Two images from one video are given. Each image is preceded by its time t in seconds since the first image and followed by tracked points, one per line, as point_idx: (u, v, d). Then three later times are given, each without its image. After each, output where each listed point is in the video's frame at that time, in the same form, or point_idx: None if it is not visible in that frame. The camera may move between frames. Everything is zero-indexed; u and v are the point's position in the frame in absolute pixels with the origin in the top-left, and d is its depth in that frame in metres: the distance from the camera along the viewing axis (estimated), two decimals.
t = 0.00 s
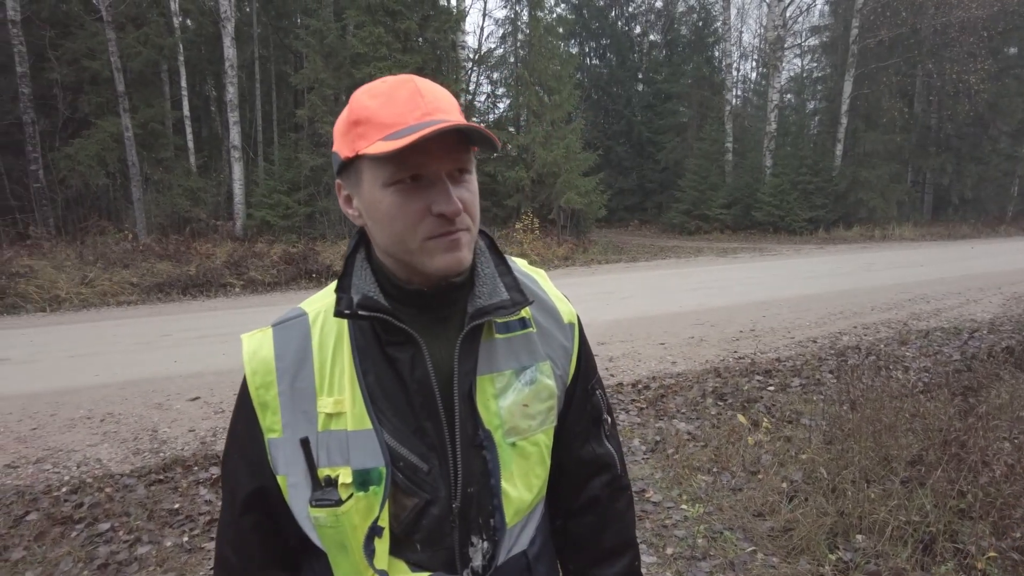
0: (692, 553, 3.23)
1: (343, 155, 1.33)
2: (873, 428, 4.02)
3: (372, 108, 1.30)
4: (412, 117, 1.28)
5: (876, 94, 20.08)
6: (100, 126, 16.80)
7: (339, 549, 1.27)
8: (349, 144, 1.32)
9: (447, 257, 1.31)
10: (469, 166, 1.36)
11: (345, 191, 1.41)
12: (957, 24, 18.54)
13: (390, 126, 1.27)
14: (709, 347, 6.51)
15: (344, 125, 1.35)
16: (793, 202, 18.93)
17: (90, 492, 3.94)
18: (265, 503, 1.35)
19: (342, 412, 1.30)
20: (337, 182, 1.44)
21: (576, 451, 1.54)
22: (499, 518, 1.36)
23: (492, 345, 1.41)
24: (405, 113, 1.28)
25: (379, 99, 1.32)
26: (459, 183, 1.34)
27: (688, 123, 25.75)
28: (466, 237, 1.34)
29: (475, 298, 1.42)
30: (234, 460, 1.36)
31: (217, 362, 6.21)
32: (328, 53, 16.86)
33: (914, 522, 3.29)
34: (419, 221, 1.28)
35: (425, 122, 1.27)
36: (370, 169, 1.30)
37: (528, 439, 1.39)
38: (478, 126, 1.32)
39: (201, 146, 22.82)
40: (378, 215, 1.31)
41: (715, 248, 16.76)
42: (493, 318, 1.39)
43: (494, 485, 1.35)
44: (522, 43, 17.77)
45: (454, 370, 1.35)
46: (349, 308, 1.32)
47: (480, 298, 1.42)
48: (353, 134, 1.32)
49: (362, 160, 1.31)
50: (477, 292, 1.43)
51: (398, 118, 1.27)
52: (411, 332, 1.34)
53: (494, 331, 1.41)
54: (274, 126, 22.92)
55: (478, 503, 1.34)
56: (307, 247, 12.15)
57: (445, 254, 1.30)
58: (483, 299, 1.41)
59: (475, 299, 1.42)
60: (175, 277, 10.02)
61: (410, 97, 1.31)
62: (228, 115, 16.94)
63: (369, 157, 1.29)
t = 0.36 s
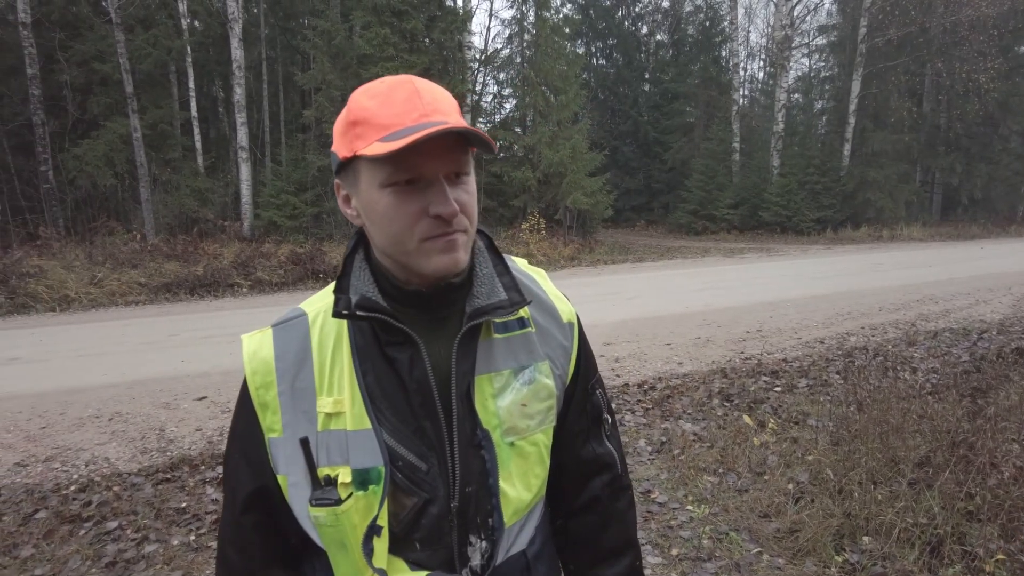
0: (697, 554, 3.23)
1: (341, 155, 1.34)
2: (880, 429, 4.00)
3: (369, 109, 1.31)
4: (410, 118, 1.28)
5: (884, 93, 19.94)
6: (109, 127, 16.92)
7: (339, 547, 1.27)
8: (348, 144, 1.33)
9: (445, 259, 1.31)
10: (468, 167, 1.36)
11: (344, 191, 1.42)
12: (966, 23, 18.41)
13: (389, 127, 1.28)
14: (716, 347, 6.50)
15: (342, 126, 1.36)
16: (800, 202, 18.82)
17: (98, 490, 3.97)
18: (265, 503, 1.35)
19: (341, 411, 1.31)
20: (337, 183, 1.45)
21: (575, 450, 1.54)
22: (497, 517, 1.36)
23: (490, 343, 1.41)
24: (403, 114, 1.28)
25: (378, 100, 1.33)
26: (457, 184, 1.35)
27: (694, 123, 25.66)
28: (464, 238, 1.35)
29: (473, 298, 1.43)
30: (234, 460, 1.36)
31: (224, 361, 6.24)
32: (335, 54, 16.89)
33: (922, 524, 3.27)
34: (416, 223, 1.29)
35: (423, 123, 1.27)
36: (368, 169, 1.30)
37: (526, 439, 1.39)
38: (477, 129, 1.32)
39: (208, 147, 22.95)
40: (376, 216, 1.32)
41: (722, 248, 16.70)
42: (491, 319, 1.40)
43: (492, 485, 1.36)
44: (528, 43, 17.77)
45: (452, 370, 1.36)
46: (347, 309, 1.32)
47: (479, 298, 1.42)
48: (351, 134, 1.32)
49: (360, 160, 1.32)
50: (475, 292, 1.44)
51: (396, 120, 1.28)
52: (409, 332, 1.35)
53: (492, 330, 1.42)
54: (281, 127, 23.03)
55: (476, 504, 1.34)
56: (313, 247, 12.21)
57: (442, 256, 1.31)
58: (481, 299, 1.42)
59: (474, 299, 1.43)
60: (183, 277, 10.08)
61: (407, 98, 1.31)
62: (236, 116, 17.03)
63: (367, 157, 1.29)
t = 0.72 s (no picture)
0: (704, 556, 3.22)
1: (327, 167, 1.35)
2: (888, 431, 3.97)
3: (353, 121, 1.32)
4: (394, 131, 1.29)
5: (893, 93, 19.81)
6: (118, 128, 17.05)
7: (344, 542, 1.30)
8: (333, 156, 1.34)
9: (429, 267, 1.33)
10: (452, 172, 1.36)
11: (330, 200, 1.43)
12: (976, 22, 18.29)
13: (373, 141, 1.29)
14: (723, 348, 6.48)
15: (327, 138, 1.37)
16: (808, 203, 18.72)
17: (108, 490, 3.99)
18: (268, 504, 1.37)
19: (337, 412, 1.32)
20: (322, 192, 1.46)
21: (567, 434, 1.54)
22: (495, 503, 1.37)
23: (478, 338, 1.42)
24: (387, 127, 1.29)
25: (361, 112, 1.34)
26: (441, 192, 1.36)
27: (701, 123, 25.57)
28: (450, 243, 1.36)
29: (459, 294, 1.43)
30: (235, 466, 1.38)
31: (232, 361, 6.28)
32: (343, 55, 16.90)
33: (931, 527, 3.25)
34: (402, 232, 1.30)
35: (407, 136, 1.28)
36: (354, 181, 1.31)
37: (518, 428, 1.40)
38: (459, 141, 1.33)
39: (216, 148, 23.05)
40: (362, 227, 1.33)
41: (728, 248, 16.66)
42: (477, 314, 1.40)
43: (488, 472, 1.36)
44: (535, 44, 17.78)
45: (442, 366, 1.37)
46: (332, 314, 1.34)
47: (465, 294, 1.43)
48: (336, 146, 1.33)
49: (346, 172, 1.32)
50: (461, 287, 1.44)
51: (380, 133, 1.29)
52: (397, 333, 1.36)
53: (479, 324, 1.43)
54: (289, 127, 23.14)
55: (474, 491, 1.35)
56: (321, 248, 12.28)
57: (427, 264, 1.33)
58: (467, 294, 1.43)
59: (460, 295, 1.43)
60: (191, 277, 10.14)
61: (391, 109, 1.33)
62: (244, 117, 17.10)
63: (353, 170, 1.31)
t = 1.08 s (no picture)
0: (712, 558, 3.20)
1: (342, 162, 1.37)
2: (899, 433, 3.93)
3: (366, 118, 1.35)
4: (405, 124, 1.33)
5: (903, 92, 19.67)
6: (128, 129, 17.17)
7: (361, 518, 1.29)
8: (348, 151, 1.37)
9: (442, 250, 1.35)
10: (456, 165, 1.40)
11: (343, 196, 1.45)
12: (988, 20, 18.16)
13: (387, 134, 1.32)
14: (732, 349, 6.44)
15: (340, 136, 1.39)
16: (817, 203, 18.60)
17: (117, 488, 4.01)
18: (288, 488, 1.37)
19: (352, 393, 1.33)
20: (334, 189, 1.48)
21: (568, 415, 1.54)
22: (507, 475, 1.36)
23: (483, 322, 1.43)
24: (398, 121, 1.34)
25: (372, 111, 1.38)
26: (449, 182, 1.39)
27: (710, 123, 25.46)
28: (459, 230, 1.39)
29: (463, 281, 1.45)
30: (257, 453, 1.39)
31: (241, 361, 6.30)
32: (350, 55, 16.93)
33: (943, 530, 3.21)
34: (416, 217, 1.32)
35: (419, 128, 1.32)
36: (368, 173, 1.34)
37: (525, 406, 1.40)
38: (469, 130, 1.37)
39: (225, 148, 23.18)
40: (376, 216, 1.35)
41: (737, 248, 16.58)
42: (481, 297, 1.42)
43: (497, 447, 1.36)
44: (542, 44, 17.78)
45: (451, 345, 1.37)
46: (347, 298, 1.36)
47: (467, 280, 1.45)
48: (351, 142, 1.36)
49: (361, 165, 1.35)
50: (464, 274, 1.46)
51: (393, 126, 1.33)
52: (408, 316, 1.38)
53: (483, 309, 1.44)
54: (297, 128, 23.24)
55: (485, 465, 1.35)
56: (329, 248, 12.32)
57: (440, 248, 1.34)
58: (470, 280, 1.44)
59: (463, 281, 1.45)
60: (200, 277, 10.19)
61: (401, 107, 1.37)
62: (252, 118, 17.19)
63: (369, 162, 1.33)
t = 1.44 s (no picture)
0: (719, 560, 3.18)
1: (383, 159, 1.41)
2: (907, 434, 3.90)
3: (408, 118, 1.40)
4: (446, 125, 1.40)
5: (910, 91, 19.55)
6: (134, 129, 17.23)
7: (408, 487, 1.31)
8: (390, 148, 1.40)
9: (474, 242, 1.41)
10: (487, 165, 1.48)
11: (381, 190, 1.47)
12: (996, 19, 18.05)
13: (430, 134, 1.37)
14: (738, 349, 6.41)
15: (381, 134, 1.43)
16: (823, 203, 18.51)
17: (122, 488, 4.02)
18: (327, 468, 1.35)
19: (394, 371, 1.35)
20: (371, 183, 1.50)
21: (568, 388, 1.71)
22: (533, 439, 1.50)
23: (504, 308, 1.53)
24: (439, 123, 1.40)
25: (413, 112, 1.42)
26: (480, 180, 1.46)
27: (715, 123, 25.36)
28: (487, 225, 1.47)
29: (488, 268, 1.56)
30: (293, 435, 1.36)
31: (246, 361, 6.31)
32: (356, 55, 16.94)
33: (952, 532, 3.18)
34: (454, 211, 1.38)
35: (459, 130, 1.39)
36: (410, 169, 1.39)
37: (541, 381, 1.55)
38: (503, 133, 1.46)
39: (230, 148, 23.25)
40: (415, 209, 1.39)
41: (742, 248, 16.56)
42: (504, 284, 1.53)
43: (523, 417, 1.48)
44: (547, 44, 17.78)
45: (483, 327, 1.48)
46: (398, 282, 1.41)
47: (492, 268, 1.56)
48: (394, 140, 1.40)
49: (403, 162, 1.39)
50: (487, 263, 1.57)
51: (435, 128, 1.38)
52: (446, 299, 1.44)
53: (503, 295, 1.54)
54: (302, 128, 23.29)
55: (513, 434, 1.46)
56: (334, 248, 12.33)
57: (472, 240, 1.41)
58: (493, 268, 1.55)
59: (488, 269, 1.56)
60: (205, 277, 10.21)
61: (440, 110, 1.43)
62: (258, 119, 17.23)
63: (411, 159, 1.38)
